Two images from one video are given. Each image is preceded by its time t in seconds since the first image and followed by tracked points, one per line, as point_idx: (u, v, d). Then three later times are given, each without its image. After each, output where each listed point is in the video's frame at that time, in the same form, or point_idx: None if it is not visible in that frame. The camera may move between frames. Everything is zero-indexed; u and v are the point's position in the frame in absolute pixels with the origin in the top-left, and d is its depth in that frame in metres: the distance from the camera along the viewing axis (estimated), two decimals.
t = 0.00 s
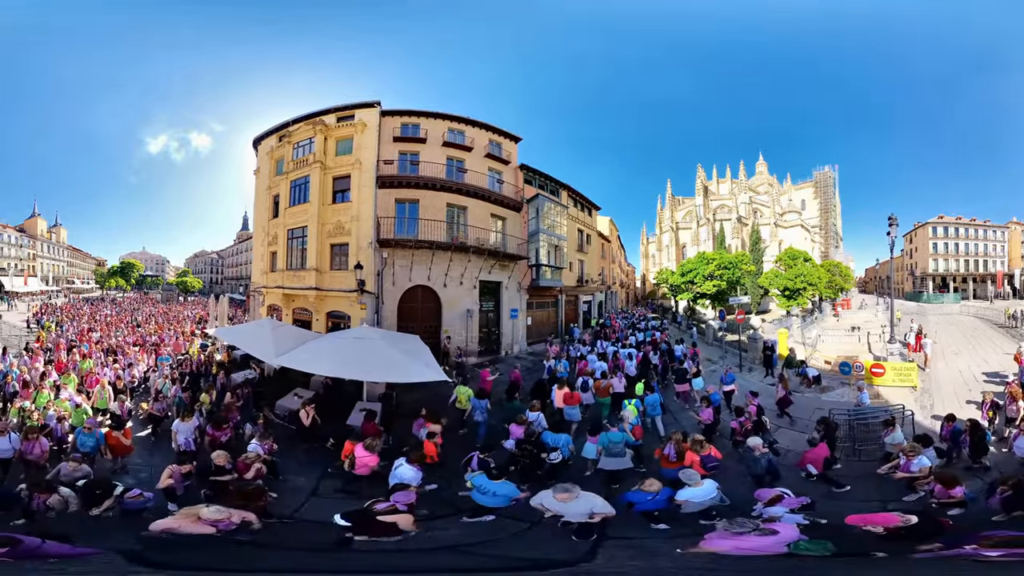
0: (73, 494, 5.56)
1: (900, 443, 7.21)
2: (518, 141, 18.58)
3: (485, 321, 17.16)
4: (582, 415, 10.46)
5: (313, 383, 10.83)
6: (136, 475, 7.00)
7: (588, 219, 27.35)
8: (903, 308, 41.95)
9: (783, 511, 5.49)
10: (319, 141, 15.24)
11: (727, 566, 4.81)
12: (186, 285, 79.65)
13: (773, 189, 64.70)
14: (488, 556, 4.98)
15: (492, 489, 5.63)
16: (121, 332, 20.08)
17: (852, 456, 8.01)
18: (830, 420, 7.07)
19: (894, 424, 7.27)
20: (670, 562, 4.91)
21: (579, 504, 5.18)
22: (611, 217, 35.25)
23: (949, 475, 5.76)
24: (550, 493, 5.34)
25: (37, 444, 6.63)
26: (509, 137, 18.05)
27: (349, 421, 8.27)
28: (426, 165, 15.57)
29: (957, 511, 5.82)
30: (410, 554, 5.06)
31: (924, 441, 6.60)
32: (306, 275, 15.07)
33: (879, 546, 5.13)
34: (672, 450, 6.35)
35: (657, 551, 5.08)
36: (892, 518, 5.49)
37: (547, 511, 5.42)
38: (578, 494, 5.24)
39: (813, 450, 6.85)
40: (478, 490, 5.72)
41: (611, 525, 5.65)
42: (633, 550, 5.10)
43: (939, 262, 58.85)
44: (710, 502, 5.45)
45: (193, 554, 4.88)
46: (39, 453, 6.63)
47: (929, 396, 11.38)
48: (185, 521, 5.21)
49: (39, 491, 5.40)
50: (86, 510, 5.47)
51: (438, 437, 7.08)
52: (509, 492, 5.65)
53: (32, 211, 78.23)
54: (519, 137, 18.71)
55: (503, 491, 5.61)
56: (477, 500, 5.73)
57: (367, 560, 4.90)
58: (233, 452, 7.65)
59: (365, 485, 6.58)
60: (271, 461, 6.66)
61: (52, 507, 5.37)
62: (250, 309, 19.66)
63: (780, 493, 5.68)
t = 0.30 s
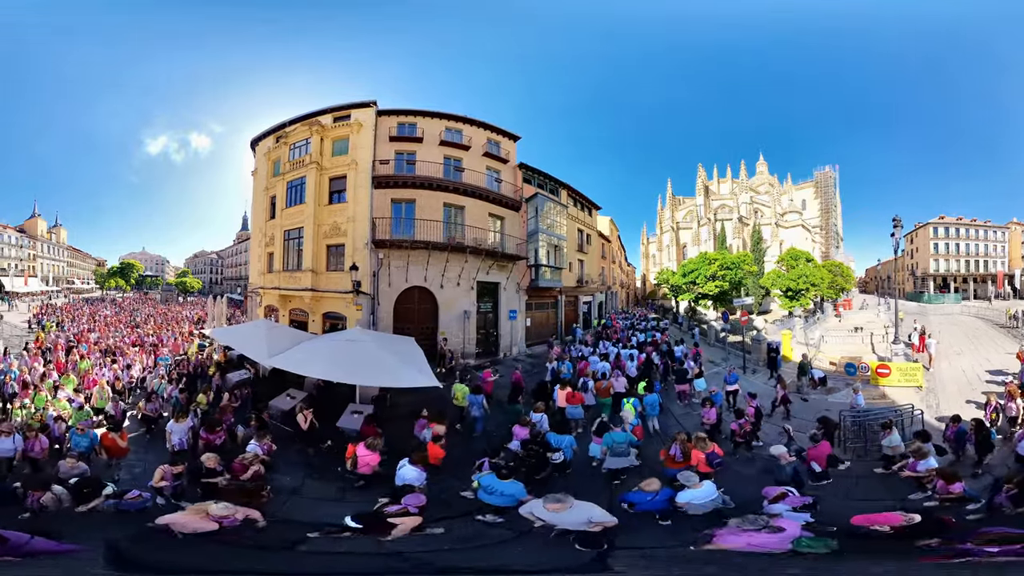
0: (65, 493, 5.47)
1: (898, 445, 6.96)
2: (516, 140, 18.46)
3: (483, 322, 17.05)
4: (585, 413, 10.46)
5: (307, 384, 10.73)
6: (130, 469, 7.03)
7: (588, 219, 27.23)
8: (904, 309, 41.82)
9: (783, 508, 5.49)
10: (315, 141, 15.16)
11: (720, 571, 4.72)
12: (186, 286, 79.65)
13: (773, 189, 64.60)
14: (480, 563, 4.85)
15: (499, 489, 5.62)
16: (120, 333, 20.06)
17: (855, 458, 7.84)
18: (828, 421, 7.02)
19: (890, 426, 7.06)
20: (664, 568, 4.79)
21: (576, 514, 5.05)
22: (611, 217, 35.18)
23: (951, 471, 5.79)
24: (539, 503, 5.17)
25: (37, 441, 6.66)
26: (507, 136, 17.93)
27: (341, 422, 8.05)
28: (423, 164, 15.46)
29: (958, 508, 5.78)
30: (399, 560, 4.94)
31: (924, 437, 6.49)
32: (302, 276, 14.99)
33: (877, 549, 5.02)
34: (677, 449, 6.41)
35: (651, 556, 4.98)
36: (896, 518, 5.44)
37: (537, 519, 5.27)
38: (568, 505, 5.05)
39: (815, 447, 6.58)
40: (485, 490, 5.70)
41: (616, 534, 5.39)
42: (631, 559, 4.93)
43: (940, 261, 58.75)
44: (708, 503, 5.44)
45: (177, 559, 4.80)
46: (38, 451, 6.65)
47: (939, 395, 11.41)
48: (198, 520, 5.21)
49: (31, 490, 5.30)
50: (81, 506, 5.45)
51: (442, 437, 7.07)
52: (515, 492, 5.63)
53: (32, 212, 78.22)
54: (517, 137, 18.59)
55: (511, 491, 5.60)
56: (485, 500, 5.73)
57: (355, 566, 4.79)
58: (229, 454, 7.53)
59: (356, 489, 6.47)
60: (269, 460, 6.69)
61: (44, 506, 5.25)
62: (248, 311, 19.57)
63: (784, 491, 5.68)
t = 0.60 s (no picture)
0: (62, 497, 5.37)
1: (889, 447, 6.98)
2: (516, 140, 18.41)
3: (482, 322, 17.02)
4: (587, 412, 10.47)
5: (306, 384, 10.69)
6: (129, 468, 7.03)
7: (588, 218, 27.17)
8: (904, 309, 41.78)
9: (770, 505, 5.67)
10: (313, 141, 15.12)
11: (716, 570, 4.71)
12: (186, 286, 79.77)
13: (774, 189, 64.56)
14: (476, 564, 4.81)
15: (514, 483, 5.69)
16: (119, 333, 20.06)
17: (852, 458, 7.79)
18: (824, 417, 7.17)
19: (881, 425, 7.10)
20: (661, 567, 4.78)
21: (575, 515, 5.16)
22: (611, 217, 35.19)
23: (935, 467, 5.78)
24: (538, 502, 5.31)
25: (38, 446, 6.40)
26: (506, 135, 17.89)
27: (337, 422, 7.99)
28: (422, 164, 15.43)
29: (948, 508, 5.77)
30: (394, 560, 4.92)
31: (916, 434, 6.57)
32: (301, 276, 14.98)
33: (875, 550, 4.99)
34: (673, 446, 6.59)
35: (648, 555, 4.96)
36: (860, 515, 5.62)
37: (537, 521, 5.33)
38: (569, 504, 5.21)
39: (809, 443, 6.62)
40: (500, 485, 5.77)
41: (619, 537, 5.32)
42: (630, 560, 4.88)
43: (940, 262, 58.71)
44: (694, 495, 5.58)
45: (173, 558, 4.78)
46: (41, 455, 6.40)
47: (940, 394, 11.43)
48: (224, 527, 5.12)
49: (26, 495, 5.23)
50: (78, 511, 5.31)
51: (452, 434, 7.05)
52: (529, 487, 5.73)
53: (31, 212, 78.23)
54: (517, 136, 18.54)
55: (526, 485, 5.71)
56: (500, 495, 5.77)
57: (350, 565, 4.77)
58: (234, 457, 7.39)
59: (353, 489, 6.45)
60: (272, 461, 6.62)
61: (39, 511, 5.17)
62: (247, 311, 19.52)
63: (774, 481, 5.92)
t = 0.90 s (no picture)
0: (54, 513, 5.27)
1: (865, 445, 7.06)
2: (517, 139, 18.44)
3: (483, 321, 17.07)
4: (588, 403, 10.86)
5: (309, 382, 10.73)
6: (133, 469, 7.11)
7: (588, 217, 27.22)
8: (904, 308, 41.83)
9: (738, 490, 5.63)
10: (315, 141, 15.18)
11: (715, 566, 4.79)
12: (186, 286, 79.85)
13: (774, 189, 64.60)
14: (476, 562, 4.85)
15: (546, 465, 5.96)
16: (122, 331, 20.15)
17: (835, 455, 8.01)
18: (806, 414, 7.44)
19: (859, 422, 7.20)
20: (660, 563, 4.86)
21: (581, 503, 5.22)
22: (610, 217, 35.29)
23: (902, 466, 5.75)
24: (553, 491, 5.36)
25: (37, 454, 6.17)
26: (507, 135, 17.92)
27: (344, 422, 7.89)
28: (423, 164, 15.47)
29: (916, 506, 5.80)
30: (399, 555, 4.99)
31: (896, 433, 6.58)
32: (303, 275, 15.06)
33: (875, 548, 5.04)
34: (662, 430, 6.99)
35: (648, 551, 5.04)
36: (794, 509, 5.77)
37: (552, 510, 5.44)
38: (582, 491, 5.29)
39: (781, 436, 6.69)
40: (530, 467, 6.07)
41: (614, 530, 5.45)
42: (629, 556, 4.94)
43: (939, 261, 58.76)
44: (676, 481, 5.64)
45: (181, 557, 4.85)
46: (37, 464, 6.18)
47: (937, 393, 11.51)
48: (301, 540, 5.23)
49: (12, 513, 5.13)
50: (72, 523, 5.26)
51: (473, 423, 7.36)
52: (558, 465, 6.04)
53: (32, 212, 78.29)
54: (517, 136, 18.58)
55: (554, 464, 6.00)
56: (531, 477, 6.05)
57: (355, 561, 4.85)
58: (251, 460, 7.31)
59: (357, 486, 6.51)
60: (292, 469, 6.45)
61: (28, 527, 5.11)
62: (248, 309, 19.58)
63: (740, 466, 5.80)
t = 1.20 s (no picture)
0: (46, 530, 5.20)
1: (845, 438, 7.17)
2: (517, 139, 18.47)
3: (484, 320, 17.10)
4: (588, 395, 11.40)
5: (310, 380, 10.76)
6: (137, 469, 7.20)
7: (588, 217, 27.26)
8: (903, 308, 41.83)
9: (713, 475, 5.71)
10: (317, 140, 15.22)
11: (715, 563, 4.85)
12: (185, 285, 79.88)
13: (773, 189, 64.62)
14: (479, 558, 4.90)
15: (562, 448, 6.30)
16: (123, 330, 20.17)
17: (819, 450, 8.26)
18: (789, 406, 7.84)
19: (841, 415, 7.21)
20: (661, 559, 4.91)
21: (590, 492, 5.24)
22: (610, 217, 35.38)
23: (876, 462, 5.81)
24: (563, 480, 5.37)
25: (34, 460, 6.11)
26: (508, 135, 17.94)
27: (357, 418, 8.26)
28: (424, 164, 15.51)
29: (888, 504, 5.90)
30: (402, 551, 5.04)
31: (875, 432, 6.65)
32: (304, 273, 15.12)
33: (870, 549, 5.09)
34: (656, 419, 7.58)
35: (649, 548, 5.09)
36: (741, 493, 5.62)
37: (562, 501, 5.38)
38: (590, 481, 5.30)
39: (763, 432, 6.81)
40: (546, 452, 6.41)
41: (610, 527, 5.49)
42: (625, 553, 5.00)
43: (939, 261, 58.77)
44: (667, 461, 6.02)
45: (189, 554, 4.91)
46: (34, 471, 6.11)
47: (935, 391, 11.56)
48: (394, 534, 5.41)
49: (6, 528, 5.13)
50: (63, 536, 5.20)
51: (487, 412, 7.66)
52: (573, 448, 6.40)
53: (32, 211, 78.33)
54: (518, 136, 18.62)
55: (568, 449, 6.33)
56: (546, 462, 6.40)
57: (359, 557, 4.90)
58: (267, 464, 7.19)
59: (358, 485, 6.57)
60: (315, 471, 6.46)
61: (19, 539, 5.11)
62: (249, 308, 19.62)
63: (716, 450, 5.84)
